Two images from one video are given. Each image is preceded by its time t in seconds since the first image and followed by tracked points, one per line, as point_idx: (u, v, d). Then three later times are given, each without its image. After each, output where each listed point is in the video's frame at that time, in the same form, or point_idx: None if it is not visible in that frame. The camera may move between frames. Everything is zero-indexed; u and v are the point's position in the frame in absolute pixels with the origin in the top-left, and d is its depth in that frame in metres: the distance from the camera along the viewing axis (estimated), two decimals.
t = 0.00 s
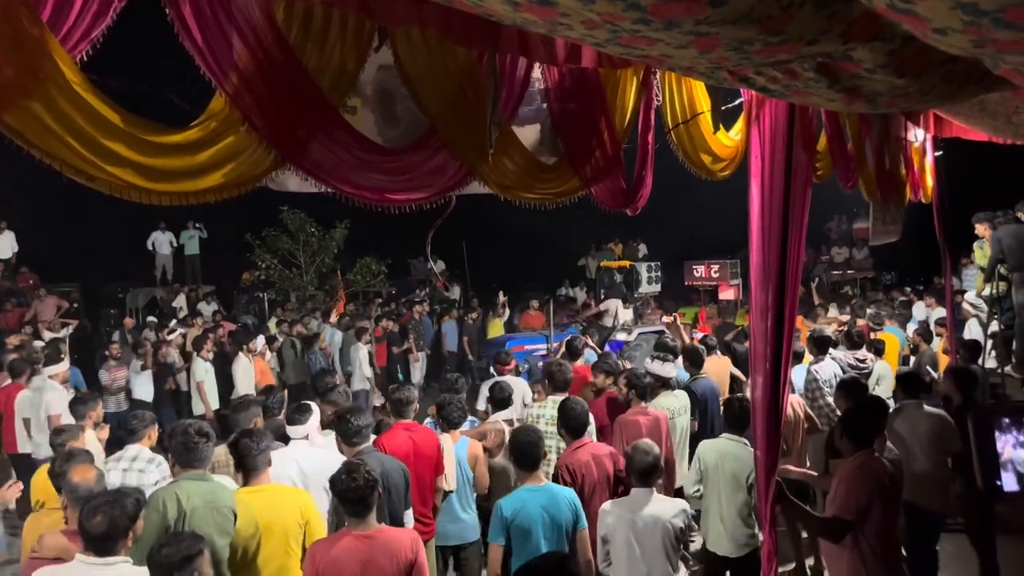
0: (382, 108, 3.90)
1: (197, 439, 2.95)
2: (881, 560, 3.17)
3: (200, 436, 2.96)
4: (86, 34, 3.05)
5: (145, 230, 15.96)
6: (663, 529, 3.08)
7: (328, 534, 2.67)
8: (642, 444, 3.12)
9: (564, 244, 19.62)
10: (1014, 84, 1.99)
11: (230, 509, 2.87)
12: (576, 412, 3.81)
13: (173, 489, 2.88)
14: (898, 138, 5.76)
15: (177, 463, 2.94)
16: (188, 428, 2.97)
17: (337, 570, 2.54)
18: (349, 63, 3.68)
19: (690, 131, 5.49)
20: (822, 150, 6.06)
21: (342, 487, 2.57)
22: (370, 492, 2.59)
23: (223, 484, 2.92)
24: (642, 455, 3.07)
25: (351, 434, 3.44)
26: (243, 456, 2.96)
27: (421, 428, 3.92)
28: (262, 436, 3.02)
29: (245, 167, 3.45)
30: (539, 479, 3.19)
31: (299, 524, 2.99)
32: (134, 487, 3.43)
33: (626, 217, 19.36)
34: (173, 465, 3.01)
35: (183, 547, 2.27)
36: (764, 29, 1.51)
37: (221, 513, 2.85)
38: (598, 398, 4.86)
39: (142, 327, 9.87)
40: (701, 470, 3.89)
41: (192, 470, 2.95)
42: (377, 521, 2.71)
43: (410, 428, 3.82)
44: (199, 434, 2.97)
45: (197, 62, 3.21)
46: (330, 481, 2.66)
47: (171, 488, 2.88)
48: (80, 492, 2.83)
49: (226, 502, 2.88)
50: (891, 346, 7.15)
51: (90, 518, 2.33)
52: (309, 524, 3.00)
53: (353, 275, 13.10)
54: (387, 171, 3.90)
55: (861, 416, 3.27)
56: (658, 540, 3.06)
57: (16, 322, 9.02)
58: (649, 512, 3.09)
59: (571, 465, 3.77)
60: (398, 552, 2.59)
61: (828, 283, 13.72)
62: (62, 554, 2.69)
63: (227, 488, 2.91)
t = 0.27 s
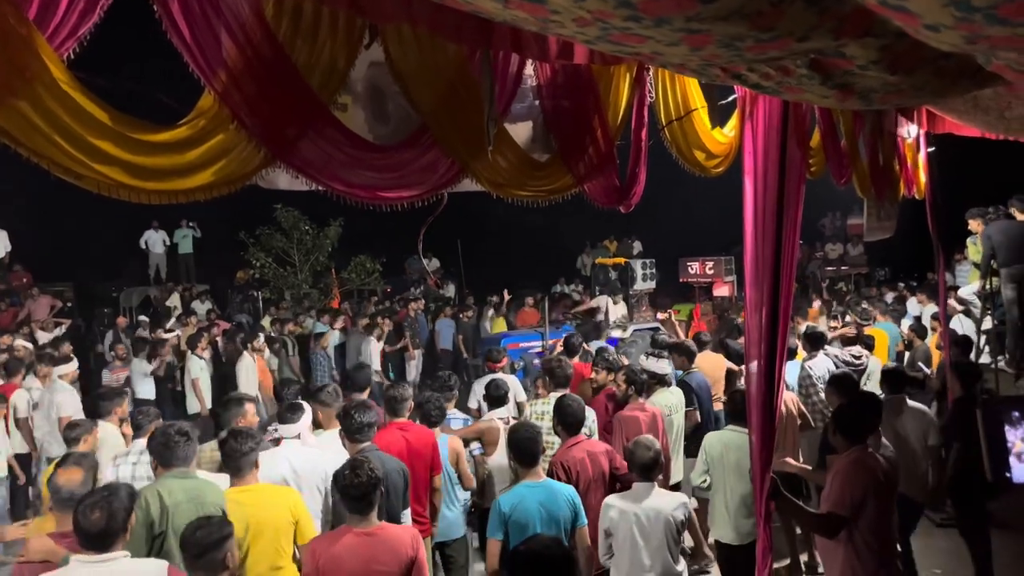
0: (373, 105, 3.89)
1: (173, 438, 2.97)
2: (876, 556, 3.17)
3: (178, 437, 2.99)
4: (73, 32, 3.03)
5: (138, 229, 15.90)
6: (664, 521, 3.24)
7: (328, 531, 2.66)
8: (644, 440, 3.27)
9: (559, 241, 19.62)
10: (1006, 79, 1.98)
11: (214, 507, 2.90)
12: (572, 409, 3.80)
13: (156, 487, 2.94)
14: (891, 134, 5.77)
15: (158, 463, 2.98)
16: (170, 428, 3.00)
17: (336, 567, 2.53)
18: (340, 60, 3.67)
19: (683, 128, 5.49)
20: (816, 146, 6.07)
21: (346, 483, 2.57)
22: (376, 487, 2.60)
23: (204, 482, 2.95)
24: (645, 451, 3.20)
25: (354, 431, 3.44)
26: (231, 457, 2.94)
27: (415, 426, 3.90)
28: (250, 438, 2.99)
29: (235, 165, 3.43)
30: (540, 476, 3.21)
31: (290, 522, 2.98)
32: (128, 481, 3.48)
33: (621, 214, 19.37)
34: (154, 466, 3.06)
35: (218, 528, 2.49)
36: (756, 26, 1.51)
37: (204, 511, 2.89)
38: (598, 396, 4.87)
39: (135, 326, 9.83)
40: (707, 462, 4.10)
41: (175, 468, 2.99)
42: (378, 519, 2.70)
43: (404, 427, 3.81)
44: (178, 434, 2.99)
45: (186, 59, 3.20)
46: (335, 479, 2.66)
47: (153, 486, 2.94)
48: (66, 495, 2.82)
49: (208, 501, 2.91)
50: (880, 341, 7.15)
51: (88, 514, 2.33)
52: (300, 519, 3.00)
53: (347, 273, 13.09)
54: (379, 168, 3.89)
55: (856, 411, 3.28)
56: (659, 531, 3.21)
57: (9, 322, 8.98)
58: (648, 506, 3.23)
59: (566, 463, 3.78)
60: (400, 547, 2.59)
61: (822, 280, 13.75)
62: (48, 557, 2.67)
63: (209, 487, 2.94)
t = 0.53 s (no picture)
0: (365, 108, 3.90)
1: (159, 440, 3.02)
2: (869, 556, 3.18)
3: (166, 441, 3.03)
4: (63, 35, 3.02)
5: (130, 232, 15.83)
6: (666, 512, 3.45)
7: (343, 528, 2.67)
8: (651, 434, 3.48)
9: (553, 242, 19.63)
10: (996, 82, 2.00)
11: (201, 509, 2.93)
12: (567, 410, 3.82)
13: (142, 489, 2.95)
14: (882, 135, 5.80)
15: (143, 466, 2.99)
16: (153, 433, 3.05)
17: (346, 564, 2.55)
18: (332, 62, 3.66)
19: (675, 130, 5.50)
20: (807, 148, 6.10)
21: (361, 480, 2.59)
22: (392, 487, 2.61)
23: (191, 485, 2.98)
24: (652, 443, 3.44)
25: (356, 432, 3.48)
26: (232, 460, 2.99)
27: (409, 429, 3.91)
28: (250, 440, 3.04)
29: (226, 168, 3.42)
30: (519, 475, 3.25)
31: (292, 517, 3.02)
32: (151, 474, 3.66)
33: (614, 215, 19.41)
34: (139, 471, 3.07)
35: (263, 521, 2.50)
36: (749, 30, 1.52)
37: (193, 513, 2.91)
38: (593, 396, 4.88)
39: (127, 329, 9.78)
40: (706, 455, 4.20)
41: (161, 472, 3.00)
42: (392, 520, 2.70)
43: (397, 429, 3.82)
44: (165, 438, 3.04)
45: (177, 61, 3.20)
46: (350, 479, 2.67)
47: (139, 488, 2.94)
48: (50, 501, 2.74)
49: (197, 502, 2.93)
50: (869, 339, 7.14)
51: (76, 515, 2.32)
52: (301, 519, 3.03)
53: (340, 275, 13.06)
54: (371, 171, 3.89)
55: (848, 411, 3.30)
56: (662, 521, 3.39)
57: None
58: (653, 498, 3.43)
59: (560, 464, 3.79)
60: (410, 549, 2.57)
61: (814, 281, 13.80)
62: (26, 563, 2.69)
63: (196, 490, 2.97)
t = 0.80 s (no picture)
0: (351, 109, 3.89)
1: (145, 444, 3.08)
2: (857, 556, 3.20)
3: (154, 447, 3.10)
4: (43, 36, 3.04)
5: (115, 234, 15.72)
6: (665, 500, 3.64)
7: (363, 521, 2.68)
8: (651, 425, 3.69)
9: (541, 244, 19.64)
10: (981, 82, 2.01)
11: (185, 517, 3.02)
12: (554, 413, 3.84)
13: (128, 493, 2.99)
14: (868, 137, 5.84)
15: (128, 470, 3.05)
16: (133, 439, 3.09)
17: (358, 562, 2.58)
18: (317, 64, 3.65)
19: (661, 132, 5.53)
20: (793, 149, 6.13)
21: (376, 478, 2.59)
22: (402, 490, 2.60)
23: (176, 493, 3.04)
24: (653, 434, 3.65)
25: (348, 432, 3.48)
26: (232, 458, 2.93)
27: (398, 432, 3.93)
28: (250, 439, 2.99)
29: (210, 169, 3.43)
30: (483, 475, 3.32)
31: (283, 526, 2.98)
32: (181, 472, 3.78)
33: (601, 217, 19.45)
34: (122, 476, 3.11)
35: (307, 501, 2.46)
36: (734, 28, 1.52)
37: (178, 520, 2.99)
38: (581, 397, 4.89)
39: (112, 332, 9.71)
40: (701, 446, 4.29)
41: (144, 476, 3.06)
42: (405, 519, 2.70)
43: (386, 432, 3.83)
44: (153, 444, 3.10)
45: (160, 62, 3.20)
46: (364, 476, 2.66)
47: (125, 492, 2.99)
48: (16, 509, 2.74)
49: (182, 510, 3.02)
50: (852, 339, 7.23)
51: (68, 514, 2.32)
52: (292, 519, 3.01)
53: (328, 277, 13.03)
54: (357, 172, 3.89)
55: (835, 412, 3.31)
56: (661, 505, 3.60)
57: None
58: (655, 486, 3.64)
59: (547, 465, 3.79)
60: (418, 549, 2.58)
61: (801, 282, 13.89)
62: None
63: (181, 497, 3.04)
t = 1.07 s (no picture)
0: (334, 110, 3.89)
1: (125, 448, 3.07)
2: (842, 556, 3.21)
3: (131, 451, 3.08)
4: (22, 36, 3.02)
5: (101, 235, 15.61)
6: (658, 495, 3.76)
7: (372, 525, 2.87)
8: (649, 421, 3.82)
9: (530, 245, 19.65)
10: (962, 84, 2.02)
11: (165, 519, 3.01)
12: (542, 414, 3.85)
13: (105, 499, 2.97)
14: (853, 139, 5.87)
15: (108, 474, 3.03)
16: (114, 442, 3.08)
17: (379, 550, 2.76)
18: (300, 65, 3.65)
19: (647, 133, 5.55)
20: (779, 151, 6.16)
21: (382, 478, 2.76)
22: (401, 482, 2.79)
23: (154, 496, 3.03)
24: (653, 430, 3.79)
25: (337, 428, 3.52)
26: (231, 456, 2.99)
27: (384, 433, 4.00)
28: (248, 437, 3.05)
29: (191, 170, 3.46)
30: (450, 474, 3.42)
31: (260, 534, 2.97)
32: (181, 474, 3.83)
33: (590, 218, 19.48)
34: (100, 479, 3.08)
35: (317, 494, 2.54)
36: (715, 29, 1.52)
37: (157, 523, 2.99)
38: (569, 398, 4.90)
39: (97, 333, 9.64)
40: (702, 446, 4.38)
41: (124, 480, 3.05)
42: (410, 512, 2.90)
43: (373, 434, 3.91)
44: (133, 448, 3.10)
45: (141, 63, 3.19)
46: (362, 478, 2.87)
47: (102, 499, 2.96)
48: None
49: (161, 512, 3.01)
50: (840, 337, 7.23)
51: (59, 510, 2.35)
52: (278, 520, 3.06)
53: (316, 278, 12.98)
54: (340, 174, 3.90)
55: (822, 412, 3.31)
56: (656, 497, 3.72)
57: None
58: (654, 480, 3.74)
59: (533, 467, 3.79)
60: (432, 538, 2.79)
61: (788, 283, 13.97)
62: None
63: (160, 500, 3.03)
